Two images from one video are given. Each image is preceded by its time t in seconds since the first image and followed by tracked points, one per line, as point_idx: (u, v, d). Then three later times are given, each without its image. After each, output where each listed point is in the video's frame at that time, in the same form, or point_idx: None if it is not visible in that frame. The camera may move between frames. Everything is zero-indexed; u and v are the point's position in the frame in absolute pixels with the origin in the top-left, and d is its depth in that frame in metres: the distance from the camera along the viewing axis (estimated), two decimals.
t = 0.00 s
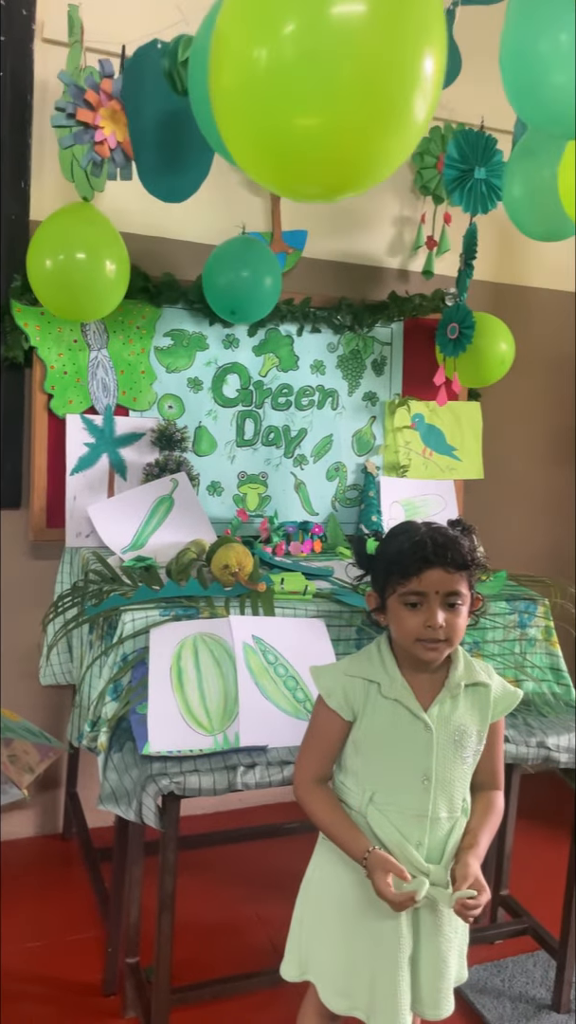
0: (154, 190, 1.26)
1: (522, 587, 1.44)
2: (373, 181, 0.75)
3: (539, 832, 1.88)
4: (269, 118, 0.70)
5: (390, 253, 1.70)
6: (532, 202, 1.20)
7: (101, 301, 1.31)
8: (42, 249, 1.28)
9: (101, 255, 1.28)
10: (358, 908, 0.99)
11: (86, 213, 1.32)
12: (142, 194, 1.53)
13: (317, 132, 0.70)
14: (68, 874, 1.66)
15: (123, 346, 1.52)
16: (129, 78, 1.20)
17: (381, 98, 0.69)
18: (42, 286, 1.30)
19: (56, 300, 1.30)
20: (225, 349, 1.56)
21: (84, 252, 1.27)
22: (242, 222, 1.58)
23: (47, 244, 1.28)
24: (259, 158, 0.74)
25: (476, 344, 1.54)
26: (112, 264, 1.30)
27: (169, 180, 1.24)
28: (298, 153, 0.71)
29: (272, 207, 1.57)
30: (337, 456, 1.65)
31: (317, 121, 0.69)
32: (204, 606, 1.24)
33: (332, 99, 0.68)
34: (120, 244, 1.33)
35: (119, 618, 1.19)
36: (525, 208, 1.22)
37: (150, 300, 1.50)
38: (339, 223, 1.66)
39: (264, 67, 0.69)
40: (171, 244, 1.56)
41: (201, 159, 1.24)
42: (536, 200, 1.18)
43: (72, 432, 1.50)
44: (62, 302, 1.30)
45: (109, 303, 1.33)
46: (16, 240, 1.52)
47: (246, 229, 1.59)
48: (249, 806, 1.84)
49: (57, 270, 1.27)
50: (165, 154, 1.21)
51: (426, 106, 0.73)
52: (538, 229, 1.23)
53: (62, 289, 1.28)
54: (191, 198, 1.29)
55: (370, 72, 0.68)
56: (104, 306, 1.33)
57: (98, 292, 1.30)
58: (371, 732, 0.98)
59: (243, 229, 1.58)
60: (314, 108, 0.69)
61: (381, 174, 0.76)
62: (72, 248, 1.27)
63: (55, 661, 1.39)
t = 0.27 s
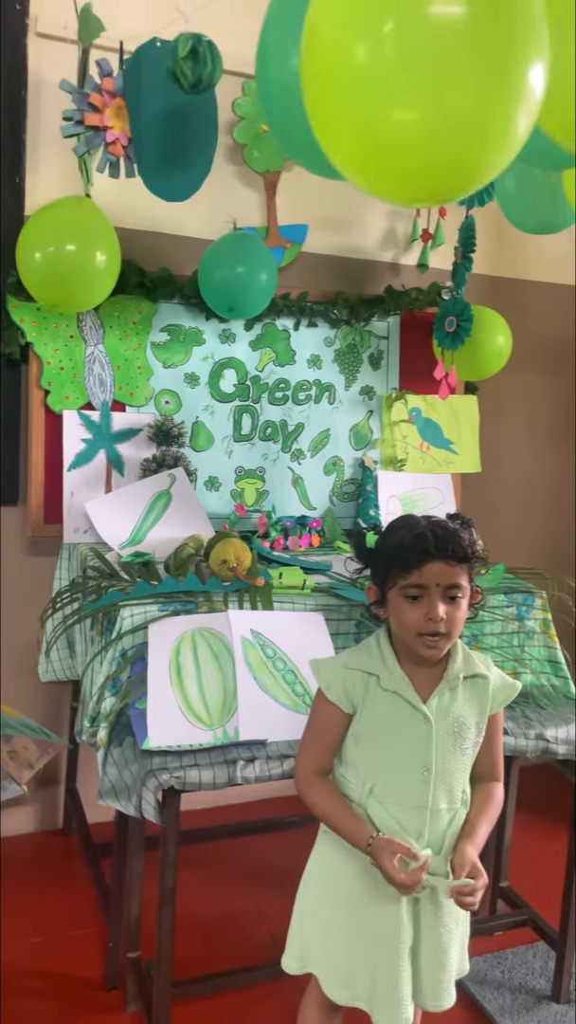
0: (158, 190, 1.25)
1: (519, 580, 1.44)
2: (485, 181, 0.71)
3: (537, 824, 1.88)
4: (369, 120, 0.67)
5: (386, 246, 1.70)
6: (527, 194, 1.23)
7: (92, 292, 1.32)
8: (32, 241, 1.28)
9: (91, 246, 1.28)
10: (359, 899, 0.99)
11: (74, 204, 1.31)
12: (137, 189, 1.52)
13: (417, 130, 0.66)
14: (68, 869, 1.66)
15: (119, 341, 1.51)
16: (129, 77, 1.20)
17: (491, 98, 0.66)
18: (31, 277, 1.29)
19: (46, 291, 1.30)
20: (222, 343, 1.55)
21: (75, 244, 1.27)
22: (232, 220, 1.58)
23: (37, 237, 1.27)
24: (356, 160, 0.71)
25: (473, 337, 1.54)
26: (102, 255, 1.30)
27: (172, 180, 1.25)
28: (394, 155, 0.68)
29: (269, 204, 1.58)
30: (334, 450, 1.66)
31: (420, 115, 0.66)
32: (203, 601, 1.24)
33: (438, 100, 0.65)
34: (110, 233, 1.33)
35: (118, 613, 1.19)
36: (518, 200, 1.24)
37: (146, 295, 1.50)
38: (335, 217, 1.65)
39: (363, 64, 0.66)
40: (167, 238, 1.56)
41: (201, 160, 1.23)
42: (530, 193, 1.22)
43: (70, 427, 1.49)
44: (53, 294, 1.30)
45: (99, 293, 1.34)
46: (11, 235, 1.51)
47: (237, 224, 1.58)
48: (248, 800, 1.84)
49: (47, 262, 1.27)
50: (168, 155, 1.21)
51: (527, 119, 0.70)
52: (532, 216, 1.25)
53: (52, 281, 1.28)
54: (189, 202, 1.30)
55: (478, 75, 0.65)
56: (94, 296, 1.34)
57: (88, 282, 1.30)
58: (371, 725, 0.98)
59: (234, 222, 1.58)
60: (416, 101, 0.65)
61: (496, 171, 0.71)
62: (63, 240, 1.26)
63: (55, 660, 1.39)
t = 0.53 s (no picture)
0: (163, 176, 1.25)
1: (516, 571, 1.45)
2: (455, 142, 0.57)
3: (535, 814, 1.89)
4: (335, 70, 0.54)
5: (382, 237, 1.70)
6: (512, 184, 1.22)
7: (93, 286, 1.31)
8: (32, 235, 1.27)
9: (91, 241, 1.28)
10: (358, 892, 1.00)
11: (75, 197, 1.30)
12: (131, 182, 1.52)
13: (398, 80, 0.53)
14: (68, 863, 1.66)
15: (114, 335, 1.51)
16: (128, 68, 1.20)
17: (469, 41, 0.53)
18: (32, 273, 1.29)
19: (47, 285, 1.29)
20: (217, 335, 1.55)
21: (75, 238, 1.26)
22: (231, 211, 1.58)
23: (37, 232, 1.27)
24: (323, 123, 0.58)
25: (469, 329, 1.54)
26: (103, 249, 1.29)
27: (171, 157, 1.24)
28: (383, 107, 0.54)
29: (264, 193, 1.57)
30: (330, 443, 1.66)
31: (387, 73, 0.53)
32: (200, 595, 1.24)
33: (412, 38, 0.52)
34: (110, 228, 1.33)
35: (115, 607, 1.19)
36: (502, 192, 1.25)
37: (140, 289, 1.49)
38: (330, 209, 1.65)
39: (328, 22, 0.54)
40: (161, 231, 1.55)
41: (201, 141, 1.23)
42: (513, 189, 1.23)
43: (65, 421, 1.48)
44: (53, 288, 1.29)
45: (100, 288, 1.33)
46: (4, 229, 1.51)
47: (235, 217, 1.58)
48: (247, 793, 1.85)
49: (47, 257, 1.26)
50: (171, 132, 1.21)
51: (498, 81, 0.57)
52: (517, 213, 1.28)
53: (52, 275, 1.28)
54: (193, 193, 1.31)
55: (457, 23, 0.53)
56: (95, 291, 1.32)
57: (89, 277, 1.29)
58: (370, 716, 0.98)
59: (231, 215, 1.58)
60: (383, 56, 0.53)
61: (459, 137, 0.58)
62: (63, 234, 1.26)
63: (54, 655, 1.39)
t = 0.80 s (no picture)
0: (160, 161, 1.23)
1: (513, 561, 1.45)
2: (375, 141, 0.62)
3: (533, 803, 1.90)
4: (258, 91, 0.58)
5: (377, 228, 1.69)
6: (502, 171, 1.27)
7: (97, 284, 1.30)
8: (38, 232, 1.26)
9: (96, 237, 1.27)
10: (359, 880, 1.00)
11: (80, 195, 1.30)
12: (124, 174, 1.51)
13: (319, 104, 0.58)
14: (68, 856, 1.67)
15: (109, 328, 1.50)
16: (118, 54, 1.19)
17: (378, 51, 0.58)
18: (37, 271, 1.28)
19: (52, 282, 1.28)
20: (212, 327, 1.55)
21: (80, 235, 1.26)
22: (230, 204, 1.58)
23: (43, 227, 1.26)
24: (260, 141, 0.61)
25: (464, 319, 1.53)
26: (107, 246, 1.29)
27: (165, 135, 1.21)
28: (308, 129, 0.60)
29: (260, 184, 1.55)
30: (327, 435, 1.66)
31: (312, 94, 0.58)
32: (198, 588, 1.24)
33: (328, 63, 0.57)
34: (114, 227, 1.32)
35: (113, 601, 1.19)
36: (494, 180, 1.29)
37: (135, 282, 1.49)
38: (325, 200, 1.65)
39: (251, 38, 0.58)
40: (155, 224, 1.54)
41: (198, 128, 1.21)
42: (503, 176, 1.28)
43: (60, 416, 1.49)
44: (59, 286, 1.28)
45: (104, 287, 1.32)
46: None
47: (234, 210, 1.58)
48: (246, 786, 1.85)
49: (53, 253, 1.25)
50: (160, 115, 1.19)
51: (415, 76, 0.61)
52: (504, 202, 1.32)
53: (57, 271, 1.27)
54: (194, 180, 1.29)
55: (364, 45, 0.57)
56: (99, 290, 1.32)
57: (94, 274, 1.29)
58: (369, 706, 0.99)
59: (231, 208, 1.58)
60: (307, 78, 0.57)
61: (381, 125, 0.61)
62: (68, 232, 1.25)
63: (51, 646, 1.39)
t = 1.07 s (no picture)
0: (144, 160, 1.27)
1: (508, 551, 1.45)
2: (424, 142, 0.71)
3: (531, 791, 1.90)
4: (314, 89, 0.66)
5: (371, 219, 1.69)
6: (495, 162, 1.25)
7: (98, 276, 1.29)
8: (39, 223, 1.26)
9: (98, 229, 1.26)
10: (359, 869, 1.00)
11: (82, 187, 1.29)
12: (117, 166, 1.50)
13: (363, 86, 0.65)
14: (67, 849, 1.67)
15: (103, 321, 1.50)
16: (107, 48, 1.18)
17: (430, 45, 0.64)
18: (40, 264, 1.28)
19: (53, 275, 1.28)
20: (206, 319, 1.54)
21: (81, 228, 1.25)
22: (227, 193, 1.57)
23: (45, 218, 1.25)
24: (314, 130, 0.69)
25: (458, 309, 1.53)
26: (110, 239, 1.28)
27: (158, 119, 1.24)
28: (355, 119, 0.67)
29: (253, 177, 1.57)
30: (322, 426, 1.65)
31: (360, 76, 0.64)
32: (194, 580, 1.24)
33: (377, 57, 0.64)
34: (117, 221, 1.31)
35: (109, 594, 1.19)
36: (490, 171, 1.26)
37: (130, 274, 1.49)
38: (318, 191, 1.64)
39: (304, 24, 0.64)
40: (148, 215, 1.54)
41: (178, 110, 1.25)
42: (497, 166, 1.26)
43: (55, 409, 1.49)
44: (61, 280, 1.28)
45: (106, 280, 1.31)
46: None
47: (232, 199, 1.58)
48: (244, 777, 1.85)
49: (55, 246, 1.25)
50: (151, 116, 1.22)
51: (471, 73, 0.68)
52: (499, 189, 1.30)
53: (59, 265, 1.26)
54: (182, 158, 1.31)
55: (422, 37, 0.64)
56: (101, 283, 1.31)
57: (95, 267, 1.28)
58: (366, 697, 0.99)
59: (228, 199, 1.58)
60: (357, 61, 0.64)
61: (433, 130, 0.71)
62: (69, 224, 1.25)
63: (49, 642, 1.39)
